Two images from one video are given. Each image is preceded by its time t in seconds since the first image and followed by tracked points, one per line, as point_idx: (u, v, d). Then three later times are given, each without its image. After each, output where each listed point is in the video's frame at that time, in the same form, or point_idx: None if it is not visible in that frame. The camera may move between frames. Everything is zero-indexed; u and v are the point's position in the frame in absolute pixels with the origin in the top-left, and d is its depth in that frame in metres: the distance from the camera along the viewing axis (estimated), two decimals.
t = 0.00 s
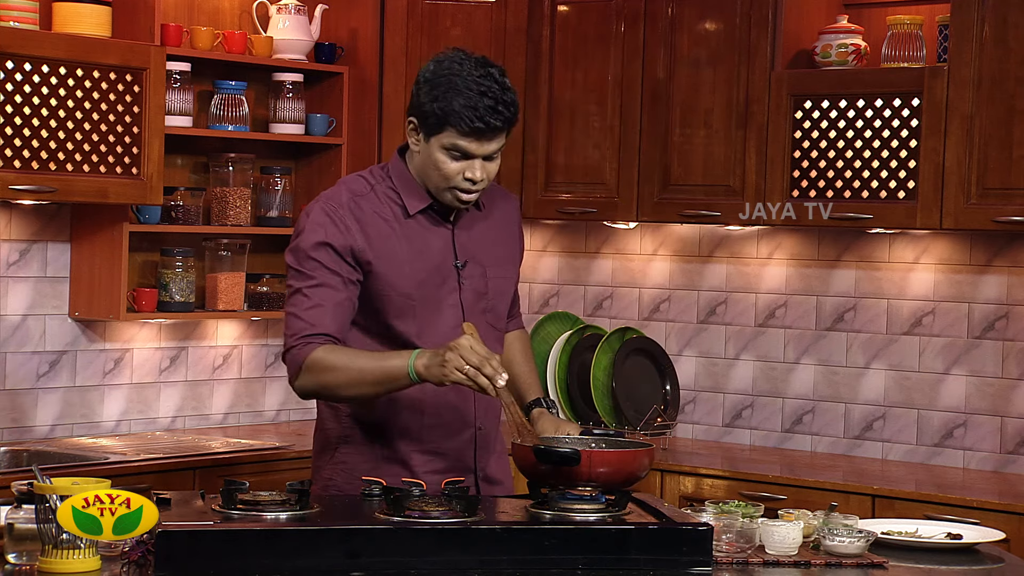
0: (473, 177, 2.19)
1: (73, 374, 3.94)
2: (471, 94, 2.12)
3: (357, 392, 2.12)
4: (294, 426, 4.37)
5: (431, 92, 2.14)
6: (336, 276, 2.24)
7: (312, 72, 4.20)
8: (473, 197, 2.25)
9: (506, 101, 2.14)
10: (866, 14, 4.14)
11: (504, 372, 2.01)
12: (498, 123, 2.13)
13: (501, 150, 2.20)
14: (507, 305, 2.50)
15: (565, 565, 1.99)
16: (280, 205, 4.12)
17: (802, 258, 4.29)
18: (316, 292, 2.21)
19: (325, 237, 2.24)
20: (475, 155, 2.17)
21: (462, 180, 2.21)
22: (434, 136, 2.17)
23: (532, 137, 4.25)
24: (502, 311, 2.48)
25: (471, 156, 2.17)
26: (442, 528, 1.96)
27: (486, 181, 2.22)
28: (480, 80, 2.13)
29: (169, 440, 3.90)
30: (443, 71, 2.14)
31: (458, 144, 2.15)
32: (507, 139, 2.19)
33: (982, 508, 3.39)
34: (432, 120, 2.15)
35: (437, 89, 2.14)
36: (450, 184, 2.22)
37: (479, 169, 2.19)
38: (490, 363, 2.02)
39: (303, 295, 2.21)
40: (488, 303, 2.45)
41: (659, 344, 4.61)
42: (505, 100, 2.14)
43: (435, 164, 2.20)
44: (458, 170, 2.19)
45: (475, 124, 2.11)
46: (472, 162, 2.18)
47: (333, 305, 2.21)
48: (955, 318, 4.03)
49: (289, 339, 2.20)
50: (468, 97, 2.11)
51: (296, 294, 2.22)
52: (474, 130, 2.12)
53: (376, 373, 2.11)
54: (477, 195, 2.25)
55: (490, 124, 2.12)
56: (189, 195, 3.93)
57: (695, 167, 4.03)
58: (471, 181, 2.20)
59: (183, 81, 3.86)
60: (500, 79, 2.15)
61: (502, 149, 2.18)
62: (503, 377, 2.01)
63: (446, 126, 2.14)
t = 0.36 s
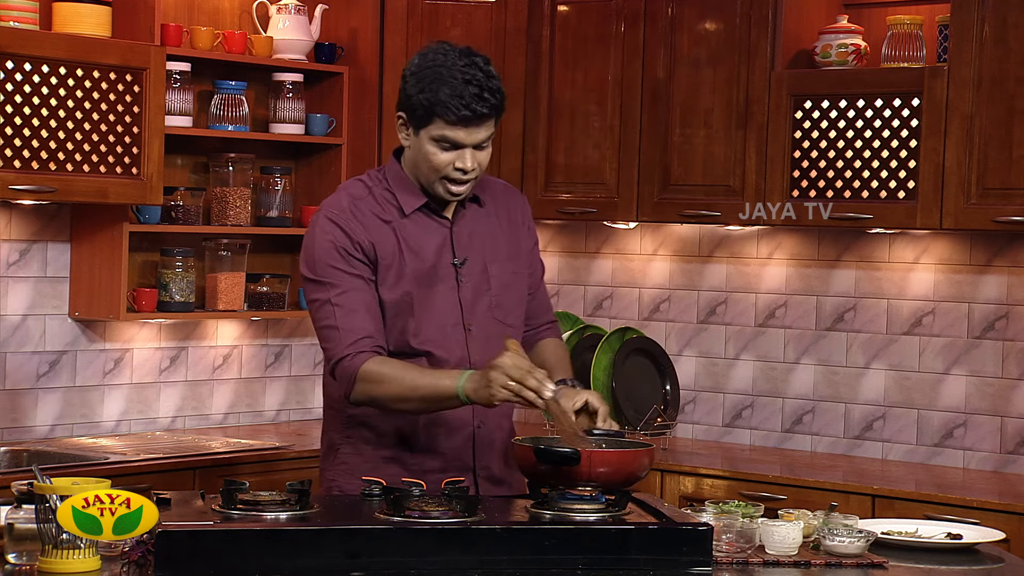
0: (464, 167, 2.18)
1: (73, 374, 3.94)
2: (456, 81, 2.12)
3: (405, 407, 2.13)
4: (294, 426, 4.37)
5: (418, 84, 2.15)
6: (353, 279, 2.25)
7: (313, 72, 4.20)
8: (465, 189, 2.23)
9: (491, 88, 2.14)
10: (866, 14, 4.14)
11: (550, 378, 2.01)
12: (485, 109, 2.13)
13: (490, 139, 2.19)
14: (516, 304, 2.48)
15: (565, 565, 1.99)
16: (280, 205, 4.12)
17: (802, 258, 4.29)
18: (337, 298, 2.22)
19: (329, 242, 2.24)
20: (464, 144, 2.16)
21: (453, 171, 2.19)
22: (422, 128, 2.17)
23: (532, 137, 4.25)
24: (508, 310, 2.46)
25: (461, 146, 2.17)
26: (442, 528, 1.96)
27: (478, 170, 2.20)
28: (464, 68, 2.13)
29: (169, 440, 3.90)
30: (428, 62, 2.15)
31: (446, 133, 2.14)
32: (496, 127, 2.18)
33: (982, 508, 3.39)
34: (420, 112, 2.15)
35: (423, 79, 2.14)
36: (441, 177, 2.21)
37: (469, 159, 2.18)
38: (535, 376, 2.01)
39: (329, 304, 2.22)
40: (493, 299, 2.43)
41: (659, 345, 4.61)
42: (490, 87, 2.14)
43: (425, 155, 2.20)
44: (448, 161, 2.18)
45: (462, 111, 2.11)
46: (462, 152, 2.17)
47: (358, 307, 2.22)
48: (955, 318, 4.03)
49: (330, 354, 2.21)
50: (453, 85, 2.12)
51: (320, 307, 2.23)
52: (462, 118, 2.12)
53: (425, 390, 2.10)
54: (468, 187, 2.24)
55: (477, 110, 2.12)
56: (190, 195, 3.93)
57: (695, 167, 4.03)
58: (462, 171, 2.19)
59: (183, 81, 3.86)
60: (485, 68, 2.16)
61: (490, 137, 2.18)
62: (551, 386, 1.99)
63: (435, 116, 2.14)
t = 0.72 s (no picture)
0: (509, 162, 2.13)
1: (73, 375, 3.94)
2: (505, 74, 2.08)
3: (409, 395, 2.11)
4: (294, 426, 4.37)
5: (467, 76, 2.11)
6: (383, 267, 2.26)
7: (313, 72, 4.20)
8: (510, 186, 2.18)
9: (541, 83, 2.10)
10: (866, 14, 4.14)
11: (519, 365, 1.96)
12: (532, 104, 2.08)
13: (538, 136, 2.14)
14: (553, 309, 2.42)
15: (565, 565, 1.99)
16: (280, 205, 4.12)
17: (802, 258, 4.29)
18: (361, 285, 2.23)
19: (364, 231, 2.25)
20: (509, 138, 2.11)
21: (498, 166, 2.14)
22: (469, 121, 2.13)
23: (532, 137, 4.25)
24: (542, 315, 2.41)
25: (507, 141, 2.12)
26: (442, 528, 1.96)
27: (523, 167, 2.15)
28: (514, 62, 2.09)
29: (169, 440, 3.90)
30: (479, 56, 2.12)
31: (492, 126, 2.10)
32: (545, 123, 2.13)
33: (982, 508, 3.39)
34: (468, 103, 2.11)
35: (472, 72, 2.11)
36: (486, 172, 2.16)
37: (514, 154, 2.13)
38: (504, 360, 1.97)
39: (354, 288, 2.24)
40: (527, 304, 2.39)
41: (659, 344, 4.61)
42: (540, 82, 2.10)
43: (471, 149, 2.15)
44: (493, 155, 2.13)
45: (509, 104, 2.07)
46: (508, 147, 2.12)
47: (380, 297, 2.22)
48: (955, 318, 4.03)
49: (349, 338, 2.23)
50: (502, 77, 2.08)
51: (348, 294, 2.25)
52: (508, 111, 2.07)
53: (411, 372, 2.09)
54: (514, 184, 2.19)
55: (525, 104, 2.07)
56: (190, 195, 3.93)
57: (695, 167, 4.04)
58: (507, 166, 2.14)
59: (183, 81, 3.86)
60: (536, 63, 2.12)
61: (538, 133, 2.12)
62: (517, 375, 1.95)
63: (481, 109, 2.09)
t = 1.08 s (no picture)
0: (593, 187, 2.18)
1: (73, 375, 3.94)
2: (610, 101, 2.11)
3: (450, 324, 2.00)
4: (294, 426, 4.37)
5: (572, 95, 2.15)
6: (449, 227, 2.27)
7: (313, 72, 4.20)
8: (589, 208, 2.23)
9: (644, 117, 2.13)
10: (866, 14, 4.14)
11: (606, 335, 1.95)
12: (631, 136, 2.11)
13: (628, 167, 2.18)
14: (606, 326, 2.46)
15: (565, 565, 1.99)
16: (280, 205, 4.12)
17: (802, 258, 4.29)
18: (422, 230, 2.22)
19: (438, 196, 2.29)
20: (599, 164, 2.15)
21: (580, 187, 2.20)
22: (564, 137, 2.17)
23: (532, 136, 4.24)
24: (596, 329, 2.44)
25: (597, 166, 2.16)
26: (443, 528, 1.96)
27: (606, 194, 2.20)
28: (624, 91, 2.12)
29: (169, 440, 3.90)
30: (591, 77, 2.15)
31: (585, 149, 2.14)
32: (637, 156, 2.17)
33: (982, 508, 3.39)
34: (568, 120, 2.15)
35: (579, 92, 2.14)
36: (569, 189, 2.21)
37: (600, 180, 2.18)
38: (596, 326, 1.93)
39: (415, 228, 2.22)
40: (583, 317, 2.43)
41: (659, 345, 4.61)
42: (642, 116, 2.13)
43: (560, 165, 2.20)
44: (579, 176, 2.18)
45: (607, 132, 2.11)
46: (595, 172, 2.17)
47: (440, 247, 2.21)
48: (955, 318, 4.03)
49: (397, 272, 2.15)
50: (606, 104, 2.11)
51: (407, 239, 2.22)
52: (605, 138, 2.11)
53: (463, 302, 1.99)
54: (592, 207, 2.24)
55: (623, 134, 2.11)
56: (189, 195, 3.93)
57: (695, 167, 4.03)
58: (590, 190, 2.19)
59: (183, 81, 3.86)
60: (645, 98, 2.14)
61: (627, 165, 2.16)
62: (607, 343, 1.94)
63: (581, 129, 2.13)
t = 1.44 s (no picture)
0: (630, 219, 2.19)
1: (73, 375, 3.94)
2: (661, 138, 2.11)
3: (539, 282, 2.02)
4: (294, 426, 4.37)
5: (626, 122, 2.15)
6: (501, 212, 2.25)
7: (313, 72, 4.20)
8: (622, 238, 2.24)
9: (691, 160, 2.12)
10: (866, 14, 4.14)
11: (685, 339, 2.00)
12: (675, 177, 2.11)
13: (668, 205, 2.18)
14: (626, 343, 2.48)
15: (565, 565, 1.99)
16: (280, 204, 4.12)
17: (802, 258, 4.29)
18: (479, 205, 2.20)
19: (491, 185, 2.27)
20: (638, 198, 2.16)
21: (617, 216, 2.21)
22: (611, 164, 2.18)
23: (532, 136, 4.23)
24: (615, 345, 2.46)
25: (636, 200, 2.17)
26: (443, 528, 1.96)
27: (641, 228, 2.21)
28: (675, 129, 2.11)
29: (170, 440, 3.90)
30: (649, 108, 2.14)
31: (629, 181, 2.15)
32: (678, 197, 2.17)
33: (982, 508, 3.39)
34: (618, 148, 2.15)
35: (633, 120, 2.14)
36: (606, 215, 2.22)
37: (637, 214, 2.18)
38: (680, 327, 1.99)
39: (475, 202, 2.21)
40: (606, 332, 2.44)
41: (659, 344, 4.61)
42: (690, 159, 2.12)
43: (602, 190, 2.21)
44: (619, 206, 2.19)
45: (652, 169, 2.11)
46: (635, 205, 2.18)
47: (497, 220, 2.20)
48: (955, 318, 4.03)
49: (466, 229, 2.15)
50: (656, 140, 2.11)
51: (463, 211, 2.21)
52: (649, 174, 2.11)
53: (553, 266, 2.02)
54: (625, 237, 2.25)
55: (666, 174, 2.11)
56: (190, 195, 3.93)
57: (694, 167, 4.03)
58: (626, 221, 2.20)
59: (183, 81, 3.87)
60: (697, 139, 2.14)
61: (668, 204, 2.17)
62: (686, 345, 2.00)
63: (628, 159, 2.13)
